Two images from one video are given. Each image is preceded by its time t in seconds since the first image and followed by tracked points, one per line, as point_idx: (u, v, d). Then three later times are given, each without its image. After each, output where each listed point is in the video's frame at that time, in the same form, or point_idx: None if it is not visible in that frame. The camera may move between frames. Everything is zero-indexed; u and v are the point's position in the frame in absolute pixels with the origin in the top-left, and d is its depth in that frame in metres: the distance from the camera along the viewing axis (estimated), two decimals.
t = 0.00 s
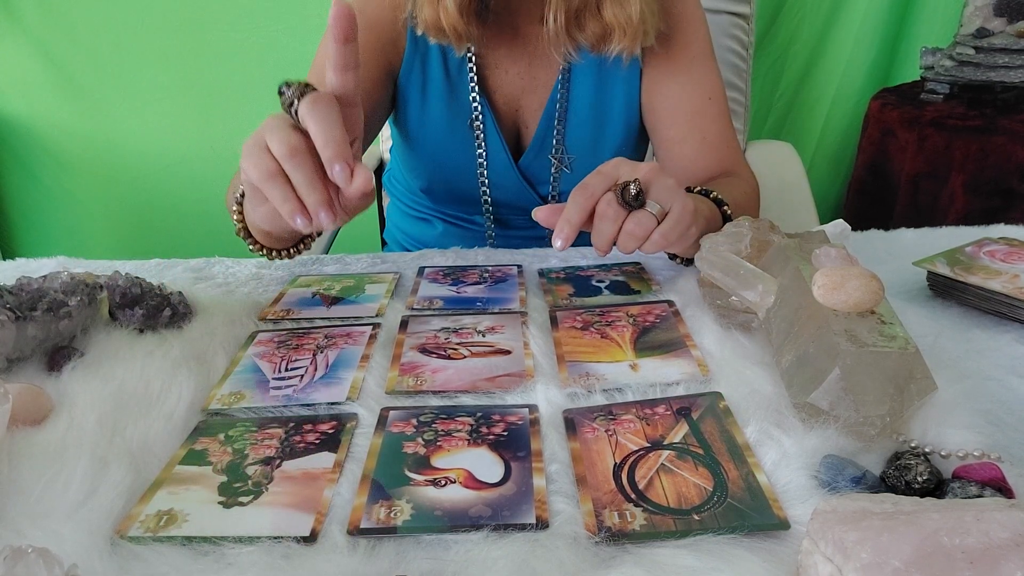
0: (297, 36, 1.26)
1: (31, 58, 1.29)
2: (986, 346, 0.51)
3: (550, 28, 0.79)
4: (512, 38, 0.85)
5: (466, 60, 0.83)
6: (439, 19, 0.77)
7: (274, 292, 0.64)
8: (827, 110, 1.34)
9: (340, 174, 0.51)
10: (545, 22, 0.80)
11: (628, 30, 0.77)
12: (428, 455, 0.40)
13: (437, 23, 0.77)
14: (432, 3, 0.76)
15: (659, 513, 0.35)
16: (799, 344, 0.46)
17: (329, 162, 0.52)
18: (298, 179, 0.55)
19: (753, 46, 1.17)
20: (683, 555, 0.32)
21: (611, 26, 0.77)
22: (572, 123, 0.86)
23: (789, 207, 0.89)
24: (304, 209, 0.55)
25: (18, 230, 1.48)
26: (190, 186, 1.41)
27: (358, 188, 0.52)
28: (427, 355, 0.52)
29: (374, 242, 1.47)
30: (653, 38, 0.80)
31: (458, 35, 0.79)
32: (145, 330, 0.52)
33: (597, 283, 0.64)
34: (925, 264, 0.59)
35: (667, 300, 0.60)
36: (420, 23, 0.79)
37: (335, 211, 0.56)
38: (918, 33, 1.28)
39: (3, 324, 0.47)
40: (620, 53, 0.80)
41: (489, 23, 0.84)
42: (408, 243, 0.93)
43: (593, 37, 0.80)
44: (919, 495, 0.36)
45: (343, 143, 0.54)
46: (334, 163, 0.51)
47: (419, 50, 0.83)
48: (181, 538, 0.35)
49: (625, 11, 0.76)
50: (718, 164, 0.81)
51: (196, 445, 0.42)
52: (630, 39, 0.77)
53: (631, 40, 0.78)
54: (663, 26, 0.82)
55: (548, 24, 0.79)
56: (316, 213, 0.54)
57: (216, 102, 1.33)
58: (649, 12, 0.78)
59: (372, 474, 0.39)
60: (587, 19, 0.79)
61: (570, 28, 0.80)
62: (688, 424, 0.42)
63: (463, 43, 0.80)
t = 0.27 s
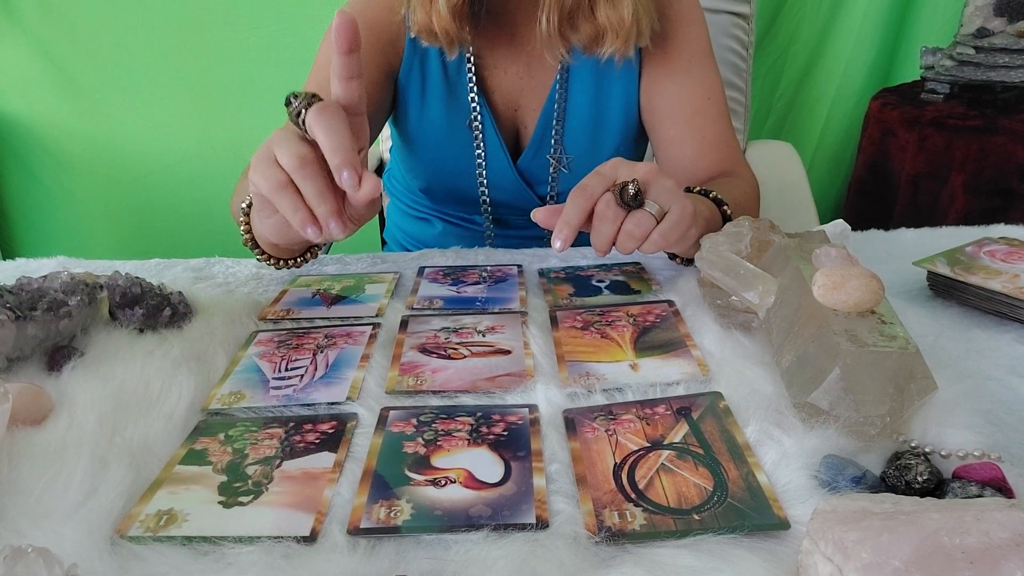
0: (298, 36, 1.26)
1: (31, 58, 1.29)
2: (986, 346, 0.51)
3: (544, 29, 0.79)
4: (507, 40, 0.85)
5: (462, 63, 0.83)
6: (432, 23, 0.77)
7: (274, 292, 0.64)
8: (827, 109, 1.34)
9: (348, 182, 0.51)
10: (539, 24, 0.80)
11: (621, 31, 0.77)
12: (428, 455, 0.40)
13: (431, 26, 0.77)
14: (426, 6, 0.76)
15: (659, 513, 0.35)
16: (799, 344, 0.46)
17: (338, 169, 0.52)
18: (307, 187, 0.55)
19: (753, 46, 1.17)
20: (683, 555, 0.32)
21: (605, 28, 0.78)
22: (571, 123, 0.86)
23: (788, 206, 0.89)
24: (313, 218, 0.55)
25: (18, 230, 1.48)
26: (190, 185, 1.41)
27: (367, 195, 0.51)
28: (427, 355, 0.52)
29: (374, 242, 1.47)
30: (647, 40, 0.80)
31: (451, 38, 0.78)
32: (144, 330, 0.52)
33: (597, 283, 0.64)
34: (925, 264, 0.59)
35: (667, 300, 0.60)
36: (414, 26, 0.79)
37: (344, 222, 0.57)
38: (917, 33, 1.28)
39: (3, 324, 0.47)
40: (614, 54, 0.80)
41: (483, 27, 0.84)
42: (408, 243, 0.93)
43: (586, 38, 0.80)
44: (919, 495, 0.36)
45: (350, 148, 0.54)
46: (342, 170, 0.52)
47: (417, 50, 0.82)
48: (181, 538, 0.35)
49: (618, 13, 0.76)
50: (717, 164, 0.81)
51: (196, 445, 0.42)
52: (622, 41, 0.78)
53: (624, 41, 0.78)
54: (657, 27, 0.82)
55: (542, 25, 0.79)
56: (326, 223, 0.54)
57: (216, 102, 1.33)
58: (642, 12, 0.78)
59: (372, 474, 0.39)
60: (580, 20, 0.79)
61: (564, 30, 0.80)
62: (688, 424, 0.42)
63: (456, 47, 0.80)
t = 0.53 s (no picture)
0: (298, 36, 1.26)
1: (30, 58, 1.29)
2: (986, 346, 0.51)
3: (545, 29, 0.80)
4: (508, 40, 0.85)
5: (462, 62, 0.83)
6: (434, 21, 0.78)
7: (274, 292, 0.64)
8: (827, 109, 1.34)
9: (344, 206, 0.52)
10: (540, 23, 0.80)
11: (622, 30, 0.78)
12: (428, 455, 0.40)
13: (433, 24, 0.78)
14: (428, 5, 0.77)
15: (659, 513, 0.35)
16: (799, 344, 0.46)
17: (334, 194, 0.52)
18: (305, 211, 0.56)
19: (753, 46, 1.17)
20: (682, 555, 0.32)
21: (606, 26, 0.78)
22: (570, 123, 0.86)
23: (788, 206, 0.89)
24: (312, 237, 0.57)
25: (18, 230, 1.48)
26: (190, 186, 1.41)
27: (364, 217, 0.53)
28: (426, 355, 0.52)
29: (374, 242, 1.47)
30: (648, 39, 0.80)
31: (453, 36, 0.79)
32: (144, 330, 0.52)
33: (597, 283, 0.64)
34: (925, 264, 0.59)
35: (667, 300, 0.60)
36: (416, 24, 0.79)
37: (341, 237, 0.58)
38: (918, 33, 1.28)
39: (3, 324, 0.47)
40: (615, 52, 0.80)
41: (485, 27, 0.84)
42: (407, 243, 0.93)
43: (588, 37, 0.80)
44: (919, 495, 0.36)
45: (346, 173, 0.54)
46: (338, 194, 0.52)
47: (416, 50, 0.82)
48: (180, 538, 0.35)
49: (620, 12, 0.77)
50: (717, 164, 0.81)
51: (196, 445, 0.42)
52: (624, 39, 0.78)
53: (626, 40, 0.78)
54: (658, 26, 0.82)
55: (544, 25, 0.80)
56: (323, 243, 0.56)
57: (216, 101, 1.33)
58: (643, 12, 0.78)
59: (372, 474, 0.39)
60: (582, 19, 0.79)
61: (565, 29, 0.80)
62: (688, 424, 0.42)
63: (458, 45, 0.81)
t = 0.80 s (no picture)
0: (298, 36, 1.26)
1: (30, 58, 1.29)
2: (987, 346, 0.51)
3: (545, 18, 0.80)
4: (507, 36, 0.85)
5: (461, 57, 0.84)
6: (434, 10, 0.78)
7: (274, 292, 0.64)
8: (827, 109, 1.34)
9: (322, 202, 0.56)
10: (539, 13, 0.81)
11: (622, 17, 0.79)
12: (428, 455, 0.40)
13: (433, 13, 0.78)
14: None
15: (659, 513, 0.35)
16: (799, 344, 0.46)
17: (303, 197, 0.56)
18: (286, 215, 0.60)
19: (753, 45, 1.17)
20: (683, 555, 0.32)
21: (606, 14, 0.79)
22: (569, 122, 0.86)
23: (789, 206, 0.89)
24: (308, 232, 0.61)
25: (18, 230, 1.48)
26: (190, 185, 1.40)
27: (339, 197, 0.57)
28: (426, 355, 0.52)
29: (374, 242, 1.47)
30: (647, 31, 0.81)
31: (453, 25, 0.79)
32: (144, 330, 0.52)
33: (597, 283, 0.64)
34: (925, 264, 0.59)
35: (667, 300, 0.60)
36: (416, 16, 0.80)
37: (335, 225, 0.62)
38: (918, 33, 1.28)
39: (3, 324, 0.47)
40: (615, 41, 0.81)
41: (486, 20, 0.84)
42: (407, 243, 0.93)
43: (587, 27, 0.81)
44: (919, 495, 0.36)
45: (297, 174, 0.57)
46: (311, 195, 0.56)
47: (411, 50, 0.83)
48: (180, 538, 0.35)
49: None
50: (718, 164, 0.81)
51: (196, 445, 0.42)
52: (625, 27, 0.79)
53: (626, 27, 0.79)
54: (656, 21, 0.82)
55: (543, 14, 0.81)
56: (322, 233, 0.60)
57: (216, 101, 1.33)
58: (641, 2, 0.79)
59: (372, 474, 0.39)
60: (580, 9, 0.80)
61: (564, 18, 0.81)
62: (688, 424, 0.42)
63: (457, 35, 0.81)
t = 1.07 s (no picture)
0: (297, 36, 1.26)
1: (30, 58, 1.29)
2: (986, 346, 0.51)
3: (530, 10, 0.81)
4: (501, 34, 0.85)
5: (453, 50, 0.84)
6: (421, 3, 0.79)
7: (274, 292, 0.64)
8: (827, 109, 1.34)
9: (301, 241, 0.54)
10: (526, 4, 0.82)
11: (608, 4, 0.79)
12: (428, 455, 0.40)
13: (420, 7, 0.79)
14: None
15: (659, 513, 0.35)
16: (799, 344, 0.46)
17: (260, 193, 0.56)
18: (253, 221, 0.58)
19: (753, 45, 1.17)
20: (682, 555, 0.32)
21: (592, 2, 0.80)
22: (567, 122, 0.86)
23: (788, 206, 0.89)
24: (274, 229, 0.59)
25: (18, 230, 1.48)
26: (190, 186, 1.40)
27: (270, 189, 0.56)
28: (426, 355, 0.52)
29: (374, 242, 1.47)
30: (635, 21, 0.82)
31: (440, 17, 0.80)
32: (144, 330, 0.52)
33: (597, 283, 0.64)
34: (925, 264, 0.59)
35: (667, 300, 0.60)
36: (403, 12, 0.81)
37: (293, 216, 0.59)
38: (917, 33, 1.28)
39: (3, 324, 0.47)
40: (602, 29, 0.81)
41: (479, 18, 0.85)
42: (406, 243, 0.93)
43: (573, 15, 0.81)
44: (919, 495, 0.36)
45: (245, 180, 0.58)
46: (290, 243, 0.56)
47: (402, 51, 0.83)
48: (180, 538, 0.35)
49: None
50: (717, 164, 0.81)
51: (196, 445, 0.42)
52: (612, 13, 0.80)
53: (614, 14, 0.80)
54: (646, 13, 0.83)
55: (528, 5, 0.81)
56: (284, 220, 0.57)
57: (216, 101, 1.33)
58: None
59: (372, 474, 0.39)
60: None
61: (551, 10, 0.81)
62: (687, 424, 0.42)
63: (445, 28, 0.81)
